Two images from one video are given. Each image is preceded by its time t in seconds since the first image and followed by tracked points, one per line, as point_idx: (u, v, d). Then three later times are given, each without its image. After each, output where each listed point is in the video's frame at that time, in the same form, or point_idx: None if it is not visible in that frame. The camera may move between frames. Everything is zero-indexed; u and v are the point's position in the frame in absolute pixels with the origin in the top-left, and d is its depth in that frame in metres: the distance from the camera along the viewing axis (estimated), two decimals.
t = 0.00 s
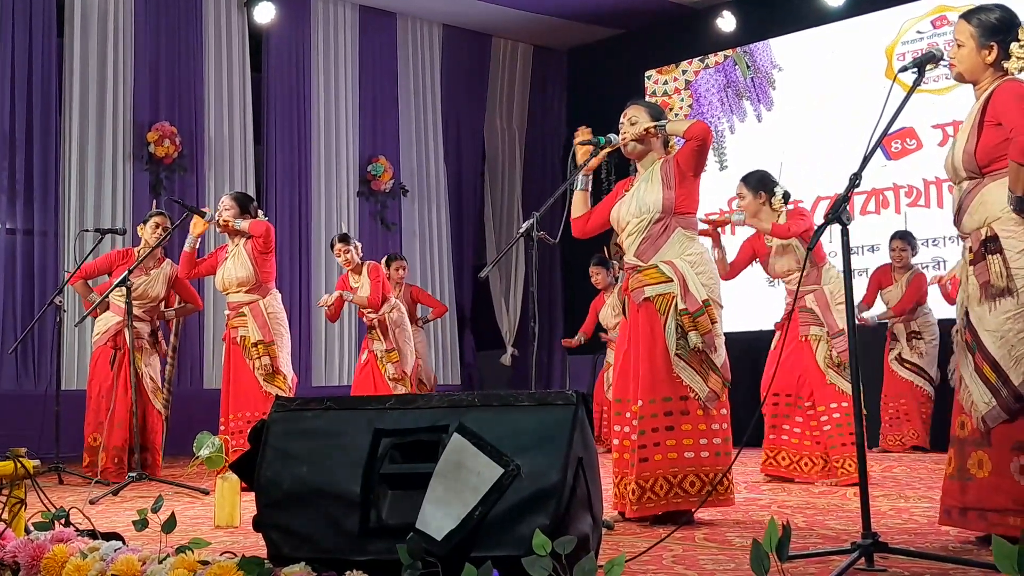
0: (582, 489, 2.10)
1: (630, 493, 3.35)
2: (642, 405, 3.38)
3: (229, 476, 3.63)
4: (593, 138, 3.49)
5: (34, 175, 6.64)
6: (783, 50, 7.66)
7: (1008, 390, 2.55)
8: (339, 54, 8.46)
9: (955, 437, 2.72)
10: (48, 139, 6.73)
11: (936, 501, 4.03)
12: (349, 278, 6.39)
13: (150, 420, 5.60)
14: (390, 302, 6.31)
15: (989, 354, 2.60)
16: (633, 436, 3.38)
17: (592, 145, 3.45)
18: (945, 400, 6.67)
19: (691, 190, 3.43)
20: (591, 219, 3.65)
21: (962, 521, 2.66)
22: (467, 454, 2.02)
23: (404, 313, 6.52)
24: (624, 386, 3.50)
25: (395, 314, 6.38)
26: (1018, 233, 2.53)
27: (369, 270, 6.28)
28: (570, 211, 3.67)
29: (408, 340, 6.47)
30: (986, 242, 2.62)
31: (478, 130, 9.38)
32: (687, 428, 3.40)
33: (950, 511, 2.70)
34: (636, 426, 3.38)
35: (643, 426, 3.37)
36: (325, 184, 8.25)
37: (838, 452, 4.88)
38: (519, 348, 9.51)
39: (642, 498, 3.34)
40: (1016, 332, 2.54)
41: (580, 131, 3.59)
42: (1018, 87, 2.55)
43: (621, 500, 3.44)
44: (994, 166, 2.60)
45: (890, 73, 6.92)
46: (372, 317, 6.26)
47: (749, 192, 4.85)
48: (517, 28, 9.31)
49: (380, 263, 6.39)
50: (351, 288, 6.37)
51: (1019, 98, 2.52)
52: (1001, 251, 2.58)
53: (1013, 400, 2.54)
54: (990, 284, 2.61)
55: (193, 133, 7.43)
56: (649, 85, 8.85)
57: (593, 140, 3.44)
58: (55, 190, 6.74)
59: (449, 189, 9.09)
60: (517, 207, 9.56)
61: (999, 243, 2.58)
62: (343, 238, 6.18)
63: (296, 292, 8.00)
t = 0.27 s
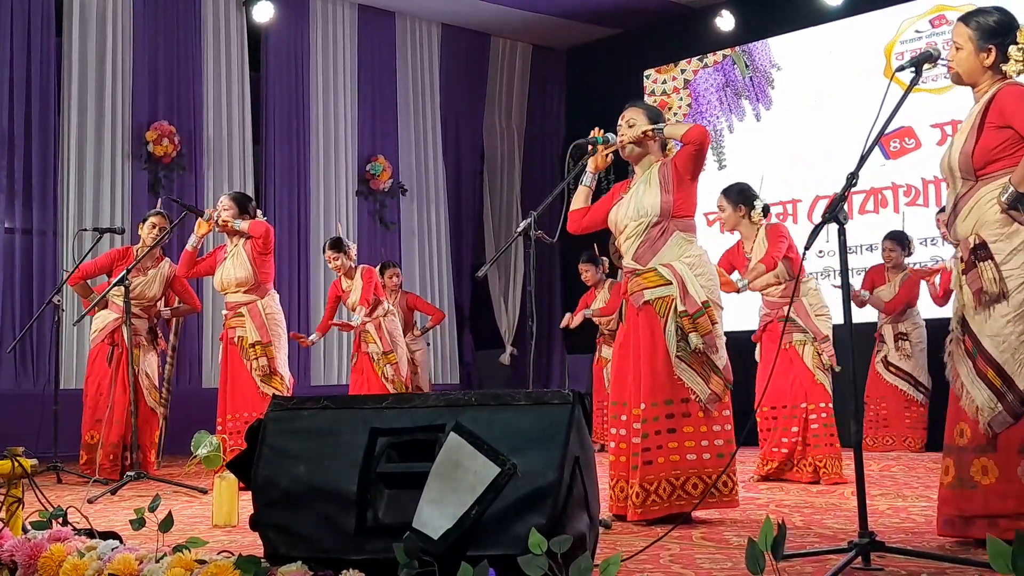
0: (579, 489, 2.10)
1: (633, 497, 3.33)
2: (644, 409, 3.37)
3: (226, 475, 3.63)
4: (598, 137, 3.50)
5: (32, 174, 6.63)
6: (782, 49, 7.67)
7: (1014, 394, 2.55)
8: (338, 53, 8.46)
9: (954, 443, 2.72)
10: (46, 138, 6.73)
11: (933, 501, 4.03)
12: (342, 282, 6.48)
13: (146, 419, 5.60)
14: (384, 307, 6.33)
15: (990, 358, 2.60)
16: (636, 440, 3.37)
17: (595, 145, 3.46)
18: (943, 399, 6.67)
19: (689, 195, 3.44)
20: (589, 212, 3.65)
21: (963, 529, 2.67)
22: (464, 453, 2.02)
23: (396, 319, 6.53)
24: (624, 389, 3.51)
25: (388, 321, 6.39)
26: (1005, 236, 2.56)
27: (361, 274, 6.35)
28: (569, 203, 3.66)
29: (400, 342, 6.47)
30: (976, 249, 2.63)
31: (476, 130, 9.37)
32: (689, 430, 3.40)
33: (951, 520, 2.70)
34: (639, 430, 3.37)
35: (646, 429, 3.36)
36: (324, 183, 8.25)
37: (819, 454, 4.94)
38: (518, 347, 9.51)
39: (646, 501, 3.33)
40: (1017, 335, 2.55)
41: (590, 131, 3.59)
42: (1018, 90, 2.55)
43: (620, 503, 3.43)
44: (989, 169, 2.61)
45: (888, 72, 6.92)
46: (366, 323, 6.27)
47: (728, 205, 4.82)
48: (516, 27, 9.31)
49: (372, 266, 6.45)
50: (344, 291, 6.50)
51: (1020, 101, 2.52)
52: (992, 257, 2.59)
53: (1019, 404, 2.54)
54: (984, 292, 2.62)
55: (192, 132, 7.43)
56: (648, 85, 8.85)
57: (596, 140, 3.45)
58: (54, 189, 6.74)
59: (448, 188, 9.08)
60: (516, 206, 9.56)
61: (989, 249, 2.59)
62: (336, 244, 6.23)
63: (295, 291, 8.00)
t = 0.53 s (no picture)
0: (579, 488, 2.10)
1: (632, 494, 3.35)
2: (641, 406, 3.39)
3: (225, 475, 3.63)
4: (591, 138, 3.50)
5: (31, 173, 6.63)
6: (781, 49, 7.67)
7: (1010, 387, 2.55)
8: (338, 52, 8.46)
9: (955, 435, 2.72)
10: (46, 137, 6.72)
11: (933, 500, 4.02)
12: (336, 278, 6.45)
13: (149, 424, 5.59)
14: (378, 302, 6.35)
15: (987, 352, 2.60)
16: (633, 437, 3.39)
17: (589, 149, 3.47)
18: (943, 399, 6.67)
19: (690, 192, 3.43)
20: (590, 220, 3.64)
21: (967, 519, 2.65)
22: (463, 453, 2.02)
23: (392, 314, 6.53)
24: (620, 386, 3.50)
25: (382, 315, 6.41)
26: (1011, 230, 2.55)
27: (354, 269, 6.34)
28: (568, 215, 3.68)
29: (396, 339, 6.47)
30: (978, 239, 2.63)
31: (476, 129, 9.37)
32: (684, 429, 3.40)
33: (955, 509, 2.69)
34: (637, 427, 3.38)
35: (644, 427, 3.37)
36: (323, 183, 8.25)
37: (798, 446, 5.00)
38: (518, 347, 9.51)
39: (644, 499, 3.34)
40: (1013, 328, 2.55)
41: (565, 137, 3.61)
42: (1015, 84, 2.55)
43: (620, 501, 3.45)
44: (991, 163, 2.60)
45: (888, 72, 6.92)
46: (360, 318, 6.32)
47: (709, 199, 4.79)
48: (516, 27, 9.31)
49: (366, 263, 6.41)
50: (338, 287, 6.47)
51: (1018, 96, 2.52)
52: (993, 249, 2.58)
53: (1016, 397, 2.54)
54: (979, 282, 2.63)
55: (192, 132, 7.43)
56: (648, 84, 8.85)
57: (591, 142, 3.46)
58: (53, 189, 6.73)
59: (447, 188, 9.08)
60: (516, 206, 9.56)
61: (991, 240, 2.59)
62: (328, 241, 6.20)
63: (295, 291, 7.99)
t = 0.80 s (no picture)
0: (578, 489, 2.10)
1: (627, 495, 3.34)
2: (638, 406, 3.39)
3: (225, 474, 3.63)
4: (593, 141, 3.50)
5: (31, 174, 6.63)
6: (781, 49, 7.67)
7: (1005, 392, 2.55)
8: (338, 52, 8.46)
9: (947, 439, 2.72)
10: (46, 137, 6.72)
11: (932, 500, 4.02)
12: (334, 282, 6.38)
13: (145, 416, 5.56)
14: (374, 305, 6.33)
15: (983, 355, 2.60)
16: (630, 438, 3.39)
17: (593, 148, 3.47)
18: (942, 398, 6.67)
19: (689, 192, 3.44)
20: (590, 223, 3.64)
21: (955, 523, 2.65)
22: (463, 453, 2.03)
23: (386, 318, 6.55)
24: (620, 387, 3.50)
25: (377, 318, 6.39)
26: (1004, 234, 2.55)
27: (352, 273, 6.29)
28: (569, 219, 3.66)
29: (390, 345, 6.52)
30: (974, 245, 2.63)
31: (476, 129, 9.37)
32: (685, 429, 3.40)
33: (943, 516, 2.69)
34: (633, 428, 3.38)
35: (640, 427, 3.37)
36: (323, 183, 8.25)
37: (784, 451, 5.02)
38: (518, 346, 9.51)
39: (639, 499, 3.33)
40: (1008, 332, 2.56)
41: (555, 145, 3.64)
42: (1013, 87, 2.56)
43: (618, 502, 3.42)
44: (988, 166, 2.60)
45: (887, 72, 6.92)
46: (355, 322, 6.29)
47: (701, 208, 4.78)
48: (516, 27, 9.31)
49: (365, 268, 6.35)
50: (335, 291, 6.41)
51: (1017, 97, 2.53)
52: (991, 253, 2.58)
53: (1009, 401, 2.55)
54: (981, 289, 2.62)
55: (192, 132, 7.44)
56: (648, 84, 8.85)
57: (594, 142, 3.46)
58: (53, 189, 6.73)
59: (447, 188, 9.08)
60: (516, 206, 9.57)
61: (988, 245, 2.59)
62: (327, 242, 6.19)
63: (295, 291, 7.99)
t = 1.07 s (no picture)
0: (578, 488, 2.10)
1: (636, 493, 3.35)
2: (644, 405, 3.39)
3: (225, 474, 3.63)
4: (596, 137, 3.55)
5: (31, 173, 6.63)
6: (781, 48, 7.66)
7: (1005, 388, 2.55)
8: (338, 52, 8.46)
9: (943, 434, 2.72)
10: (46, 137, 6.73)
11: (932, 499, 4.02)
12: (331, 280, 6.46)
13: (145, 417, 5.57)
14: (372, 304, 6.32)
15: (982, 352, 2.61)
16: (635, 437, 3.39)
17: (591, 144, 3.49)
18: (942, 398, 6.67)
19: (689, 189, 3.44)
20: (589, 214, 3.66)
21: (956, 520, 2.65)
22: (463, 453, 2.03)
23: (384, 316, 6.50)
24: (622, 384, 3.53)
25: (376, 317, 6.37)
26: (1005, 231, 2.55)
27: (349, 272, 6.35)
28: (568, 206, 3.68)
29: (388, 341, 6.49)
30: (974, 241, 2.63)
31: (476, 128, 9.37)
32: (688, 427, 3.40)
33: (943, 510, 2.69)
34: (638, 427, 3.38)
35: (645, 426, 3.38)
36: (323, 182, 8.26)
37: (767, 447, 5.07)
38: (518, 346, 9.51)
39: (648, 498, 3.34)
40: (1007, 329, 2.56)
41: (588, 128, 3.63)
42: (1013, 86, 2.56)
43: (622, 500, 3.44)
44: (987, 164, 2.61)
45: (887, 71, 6.92)
46: (354, 321, 6.25)
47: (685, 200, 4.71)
48: (516, 26, 9.31)
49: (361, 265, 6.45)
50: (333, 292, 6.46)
51: (1017, 96, 2.53)
52: (989, 250, 2.59)
53: (1009, 397, 2.55)
54: (979, 284, 2.62)
55: (191, 131, 7.43)
56: (649, 84, 8.83)
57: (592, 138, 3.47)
58: (53, 189, 6.73)
59: (447, 187, 9.08)
60: (516, 205, 9.57)
61: (986, 242, 2.59)
62: (324, 241, 6.22)
63: (295, 290, 8.00)
